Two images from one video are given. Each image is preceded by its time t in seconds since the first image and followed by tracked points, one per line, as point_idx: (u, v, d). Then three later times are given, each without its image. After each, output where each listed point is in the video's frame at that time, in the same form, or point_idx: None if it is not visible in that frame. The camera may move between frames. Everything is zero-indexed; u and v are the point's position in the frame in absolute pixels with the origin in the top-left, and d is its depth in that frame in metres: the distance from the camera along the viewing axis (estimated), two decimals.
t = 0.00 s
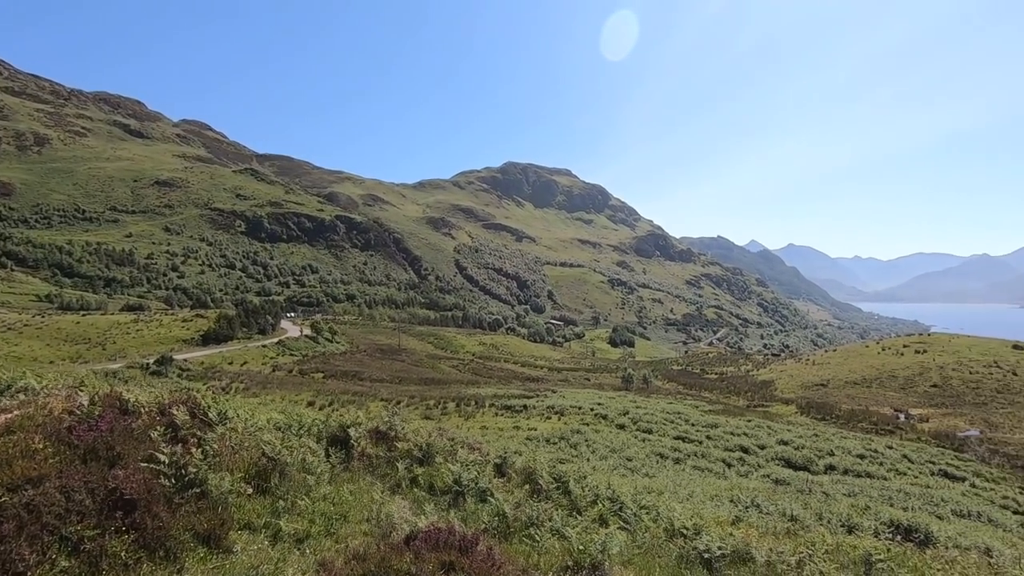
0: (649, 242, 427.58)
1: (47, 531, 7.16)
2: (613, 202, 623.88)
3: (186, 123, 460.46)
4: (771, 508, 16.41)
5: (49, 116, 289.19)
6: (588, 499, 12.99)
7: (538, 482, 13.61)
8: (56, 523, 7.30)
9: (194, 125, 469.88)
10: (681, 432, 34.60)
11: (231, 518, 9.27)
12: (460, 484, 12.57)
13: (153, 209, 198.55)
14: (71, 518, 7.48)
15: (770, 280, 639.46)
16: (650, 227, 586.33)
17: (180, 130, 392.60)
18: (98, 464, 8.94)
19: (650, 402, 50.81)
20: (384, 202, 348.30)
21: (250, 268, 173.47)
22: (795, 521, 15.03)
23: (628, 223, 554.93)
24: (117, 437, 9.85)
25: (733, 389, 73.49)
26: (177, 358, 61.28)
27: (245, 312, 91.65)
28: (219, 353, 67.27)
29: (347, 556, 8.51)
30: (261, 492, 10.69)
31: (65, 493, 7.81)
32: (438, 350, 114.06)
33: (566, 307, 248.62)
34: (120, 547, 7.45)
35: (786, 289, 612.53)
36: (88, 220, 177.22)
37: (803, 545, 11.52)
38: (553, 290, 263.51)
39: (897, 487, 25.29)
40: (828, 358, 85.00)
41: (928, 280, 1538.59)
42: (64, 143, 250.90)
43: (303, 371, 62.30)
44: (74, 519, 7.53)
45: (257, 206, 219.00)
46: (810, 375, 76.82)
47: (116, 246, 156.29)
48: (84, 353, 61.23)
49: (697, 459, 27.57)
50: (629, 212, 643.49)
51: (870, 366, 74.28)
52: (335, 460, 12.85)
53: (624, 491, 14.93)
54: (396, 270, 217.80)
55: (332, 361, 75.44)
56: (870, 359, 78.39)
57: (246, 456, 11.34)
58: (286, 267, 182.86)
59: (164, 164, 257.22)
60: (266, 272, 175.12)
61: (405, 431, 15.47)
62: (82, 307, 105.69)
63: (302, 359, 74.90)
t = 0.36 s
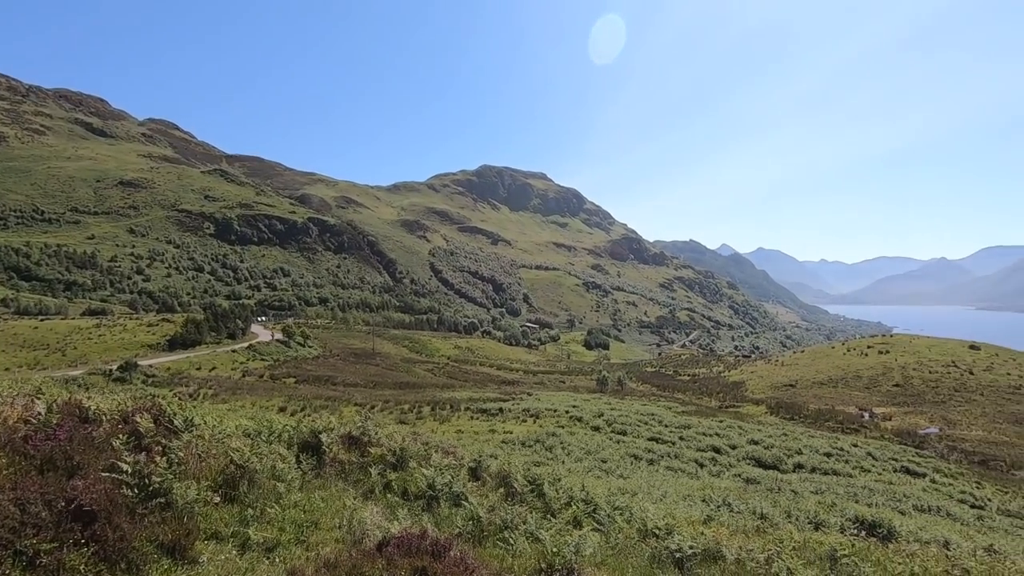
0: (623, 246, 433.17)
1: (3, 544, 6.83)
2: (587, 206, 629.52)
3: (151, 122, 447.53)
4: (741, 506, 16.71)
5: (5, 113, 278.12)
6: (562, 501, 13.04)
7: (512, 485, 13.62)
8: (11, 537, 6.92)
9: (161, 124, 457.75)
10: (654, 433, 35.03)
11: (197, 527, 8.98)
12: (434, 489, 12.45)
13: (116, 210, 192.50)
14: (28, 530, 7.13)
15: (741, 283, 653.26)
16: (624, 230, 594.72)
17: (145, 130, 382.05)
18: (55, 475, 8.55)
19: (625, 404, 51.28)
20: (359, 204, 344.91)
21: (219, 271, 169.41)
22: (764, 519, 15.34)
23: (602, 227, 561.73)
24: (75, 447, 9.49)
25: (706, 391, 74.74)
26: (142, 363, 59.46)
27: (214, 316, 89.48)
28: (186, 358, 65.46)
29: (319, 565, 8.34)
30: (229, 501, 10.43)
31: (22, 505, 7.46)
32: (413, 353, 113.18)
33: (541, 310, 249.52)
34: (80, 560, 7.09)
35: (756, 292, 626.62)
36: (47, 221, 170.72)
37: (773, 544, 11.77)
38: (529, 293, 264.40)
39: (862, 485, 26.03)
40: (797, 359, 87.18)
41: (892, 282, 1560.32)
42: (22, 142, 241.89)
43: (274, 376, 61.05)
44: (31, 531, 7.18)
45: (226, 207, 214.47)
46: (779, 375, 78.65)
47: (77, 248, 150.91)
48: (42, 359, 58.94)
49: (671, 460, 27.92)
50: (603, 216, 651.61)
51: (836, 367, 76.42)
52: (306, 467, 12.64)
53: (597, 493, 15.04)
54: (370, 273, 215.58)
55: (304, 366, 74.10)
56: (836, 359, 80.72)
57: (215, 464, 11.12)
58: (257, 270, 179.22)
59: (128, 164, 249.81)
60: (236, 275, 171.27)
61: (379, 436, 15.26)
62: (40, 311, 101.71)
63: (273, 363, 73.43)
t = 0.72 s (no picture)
0: (599, 247, 437.70)
1: None
2: (563, 207, 633.28)
3: (115, 119, 434.05)
4: (714, 504, 16.93)
5: None
6: (537, 501, 13.09)
7: (486, 487, 13.57)
8: None
9: (126, 121, 444.57)
10: (628, 432, 35.42)
11: (160, 536, 8.70)
12: (407, 492, 12.33)
13: (78, 210, 186.27)
14: None
15: (713, 285, 665.61)
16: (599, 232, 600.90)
17: (109, 127, 370.69)
18: (9, 486, 8.20)
19: (600, 405, 51.70)
20: (333, 205, 340.83)
21: (187, 272, 165.19)
22: (734, 515, 15.64)
23: (577, 228, 566.90)
24: (31, 455, 9.12)
25: (679, 390, 75.87)
26: (105, 368, 57.62)
27: (182, 319, 87.23)
28: (152, 362, 63.58)
29: (288, 570, 8.20)
30: (196, 508, 10.15)
31: None
32: (388, 356, 112.20)
33: (517, 311, 250.06)
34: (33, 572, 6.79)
35: (728, 293, 639.24)
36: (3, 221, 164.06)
37: (742, 539, 12.06)
38: (505, 294, 264.91)
39: (828, 480, 26.74)
40: (767, 359, 89.20)
41: (860, 283, 1576.38)
42: None
43: (245, 380, 59.75)
44: None
45: (195, 208, 209.73)
46: (750, 374, 80.39)
47: (36, 249, 145.47)
48: None
49: (645, 459, 28.22)
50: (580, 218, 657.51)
51: (805, 366, 78.40)
52: (276, 472, 12.35)
53: (573, 493, 15.09)
54: (345, 274, 213.20)
55: (276, 369, 72.75)
56: (805, 358, 82.82)
57: (180, 470, 10.80)
58: (227, 272, 175.41)
59: (90, 163, 241.98)
60: (204, 276, 167.11)
61: (352, 440, 15.05)
62: None
63: (243, 367, 71.85)
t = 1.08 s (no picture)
0: (575, 248, 441.16)
1: None
2: (540, 208, 635.40)
3: (77, 115, 419.75)
4: (686, 501, 17.22)
5: None
6: (511, 502, 13.10)
7: (461, 488, 13.52)
8: None
9: (88, 117, 430.20)
10: (604, 432, 35.73)
11: (123, 545, 8.38)
12: (381, 494, 12.21)
13: (37, 209, 179.62)
14: None
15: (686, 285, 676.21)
16: (575, 232, 605.62)
17: (71, 124, 358.33)
18: None
19: (576, 404, 52.04)
20: (306, 205, 335.89)
21: (154, 273, 160.69)
22: (707, 512, 15.89)
23: (553, 229, 570.48)
24: None
25: (654, 389, 76.78)
26: (67, 372, 55.65)
27: (148, 322, 84.84)
28: (116, 366, 61.68)
29: None
30: (160, 516, 9.82)
31: None
32: (363, 357, 111.02)
33: (493, 311, 250.10)
34: None
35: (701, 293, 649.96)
36: None
37: (713, 536, 12.29)
38: (481, 295, 264.76)
39: (797, 475, 27.43)
40: (738, 357, 91.01)
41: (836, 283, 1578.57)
42: None
43: (215, 383, 58.41)
44: None
45: (162, 207, 204.52)
46: (723, 373, 81.87)
47: None
48: None
49: (620, 458, 28.50)
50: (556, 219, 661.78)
51: (775, 364, 80.24)
52: (246, 477, 12.08)
53: (548, 493, 15.14)
54: (319, 275, 210.17)
55: (247, 372, 71.29)
56: (775, 356, 84.78)
57: (145, 477, 10.46)
58: (196, 273, 171.33)
59: (50, 161, 233.59)
60: (172, 277, 162.82)
61: (324, 443, 14.81)
62: None
63: (213, 370, 70.18)
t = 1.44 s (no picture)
0: (551, 249, 443.44)
1: None
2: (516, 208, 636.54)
3: (35, 110, 403.70)
4: (660, 498, 17.47)
5: None
6: (487, 502, 13.09)
7: (436, 490, 13.45)
8: None
9: (47, 112, 414.01)
10: (580, 431, 35.97)
11: (84, 554, 8.04)
12: (354, 497, 12.03)
13: None
14: None
15: (661, 285, 684.59)
16: (551, 233, 608.83)
17: (28, 118, 344.31)
18: None
19: (552, 404, 52.25)
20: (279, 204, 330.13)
21: (119, 274, 155.69)
22: (680, 508, 16.15)
23: (529, 229, 572.45)
24: None
25: (629, 388, 77.53)
26: (24, 377, 53.48)
27: (111, 324, 82.32)
28: (78, 371, 59.63)
29: None
30: (124, 524, 9.46)
31: None
32: (337, 359, 109.54)
33: (469, 312, 249.48)
34: None
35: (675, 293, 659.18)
36: None
37: (686, 532, 12.46)
38: (457, 295, 263.74)
39: (768, 471, 28.04)
40: (711, 356, 92.60)
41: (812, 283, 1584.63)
42: None
43: (183, 387, 56.83)
44: None
45: (127, 207, 198.75)
46: (696, 371, 83.21)
47: None
48: None
49: (596, 457, 28.70)
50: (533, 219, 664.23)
51: (747, 362, 81.87)
52: (215, 482, 11.76)
53: (524, 493, 15.13)
54: (291, 276, 206.51)
55: (216, 375, 69.58)
56: (747, 354, 86.57)
57: (108, 484, 10.05)
58: (163, 273, 166.65)
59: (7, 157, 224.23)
60: (138, 278, 157.99)
61: (297, 445, 14.52)
62: None
63: (181, 373, 68.30)
